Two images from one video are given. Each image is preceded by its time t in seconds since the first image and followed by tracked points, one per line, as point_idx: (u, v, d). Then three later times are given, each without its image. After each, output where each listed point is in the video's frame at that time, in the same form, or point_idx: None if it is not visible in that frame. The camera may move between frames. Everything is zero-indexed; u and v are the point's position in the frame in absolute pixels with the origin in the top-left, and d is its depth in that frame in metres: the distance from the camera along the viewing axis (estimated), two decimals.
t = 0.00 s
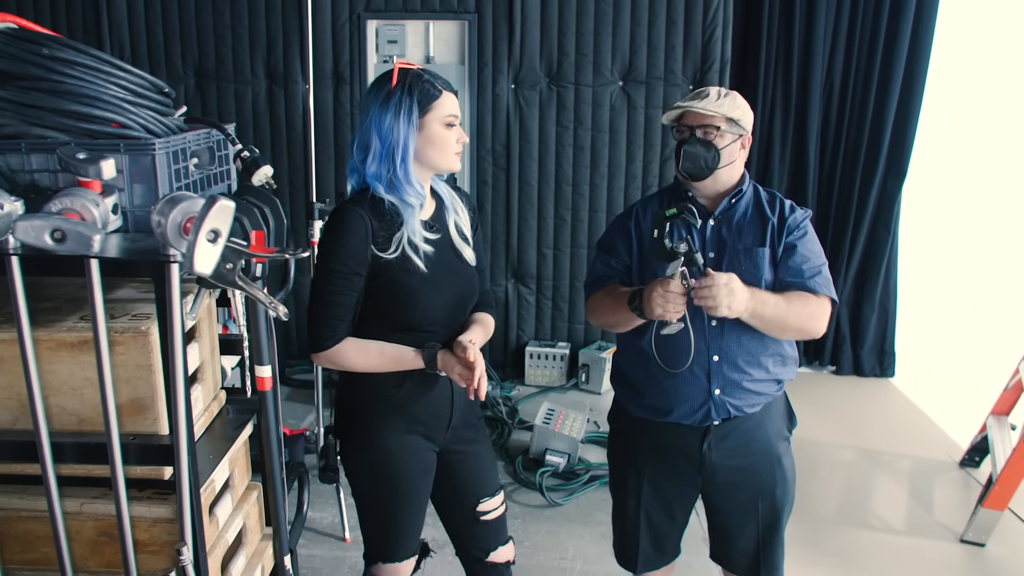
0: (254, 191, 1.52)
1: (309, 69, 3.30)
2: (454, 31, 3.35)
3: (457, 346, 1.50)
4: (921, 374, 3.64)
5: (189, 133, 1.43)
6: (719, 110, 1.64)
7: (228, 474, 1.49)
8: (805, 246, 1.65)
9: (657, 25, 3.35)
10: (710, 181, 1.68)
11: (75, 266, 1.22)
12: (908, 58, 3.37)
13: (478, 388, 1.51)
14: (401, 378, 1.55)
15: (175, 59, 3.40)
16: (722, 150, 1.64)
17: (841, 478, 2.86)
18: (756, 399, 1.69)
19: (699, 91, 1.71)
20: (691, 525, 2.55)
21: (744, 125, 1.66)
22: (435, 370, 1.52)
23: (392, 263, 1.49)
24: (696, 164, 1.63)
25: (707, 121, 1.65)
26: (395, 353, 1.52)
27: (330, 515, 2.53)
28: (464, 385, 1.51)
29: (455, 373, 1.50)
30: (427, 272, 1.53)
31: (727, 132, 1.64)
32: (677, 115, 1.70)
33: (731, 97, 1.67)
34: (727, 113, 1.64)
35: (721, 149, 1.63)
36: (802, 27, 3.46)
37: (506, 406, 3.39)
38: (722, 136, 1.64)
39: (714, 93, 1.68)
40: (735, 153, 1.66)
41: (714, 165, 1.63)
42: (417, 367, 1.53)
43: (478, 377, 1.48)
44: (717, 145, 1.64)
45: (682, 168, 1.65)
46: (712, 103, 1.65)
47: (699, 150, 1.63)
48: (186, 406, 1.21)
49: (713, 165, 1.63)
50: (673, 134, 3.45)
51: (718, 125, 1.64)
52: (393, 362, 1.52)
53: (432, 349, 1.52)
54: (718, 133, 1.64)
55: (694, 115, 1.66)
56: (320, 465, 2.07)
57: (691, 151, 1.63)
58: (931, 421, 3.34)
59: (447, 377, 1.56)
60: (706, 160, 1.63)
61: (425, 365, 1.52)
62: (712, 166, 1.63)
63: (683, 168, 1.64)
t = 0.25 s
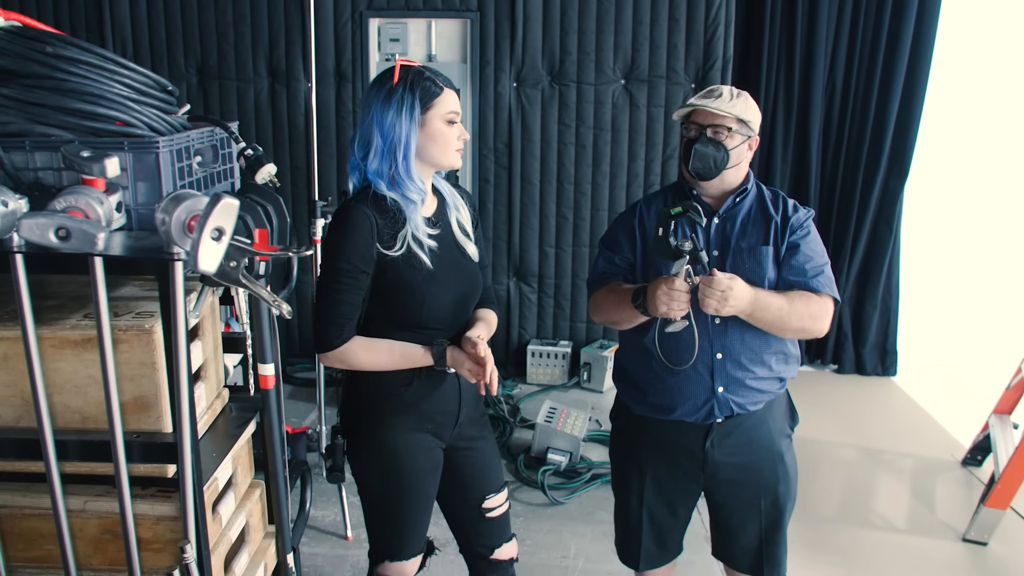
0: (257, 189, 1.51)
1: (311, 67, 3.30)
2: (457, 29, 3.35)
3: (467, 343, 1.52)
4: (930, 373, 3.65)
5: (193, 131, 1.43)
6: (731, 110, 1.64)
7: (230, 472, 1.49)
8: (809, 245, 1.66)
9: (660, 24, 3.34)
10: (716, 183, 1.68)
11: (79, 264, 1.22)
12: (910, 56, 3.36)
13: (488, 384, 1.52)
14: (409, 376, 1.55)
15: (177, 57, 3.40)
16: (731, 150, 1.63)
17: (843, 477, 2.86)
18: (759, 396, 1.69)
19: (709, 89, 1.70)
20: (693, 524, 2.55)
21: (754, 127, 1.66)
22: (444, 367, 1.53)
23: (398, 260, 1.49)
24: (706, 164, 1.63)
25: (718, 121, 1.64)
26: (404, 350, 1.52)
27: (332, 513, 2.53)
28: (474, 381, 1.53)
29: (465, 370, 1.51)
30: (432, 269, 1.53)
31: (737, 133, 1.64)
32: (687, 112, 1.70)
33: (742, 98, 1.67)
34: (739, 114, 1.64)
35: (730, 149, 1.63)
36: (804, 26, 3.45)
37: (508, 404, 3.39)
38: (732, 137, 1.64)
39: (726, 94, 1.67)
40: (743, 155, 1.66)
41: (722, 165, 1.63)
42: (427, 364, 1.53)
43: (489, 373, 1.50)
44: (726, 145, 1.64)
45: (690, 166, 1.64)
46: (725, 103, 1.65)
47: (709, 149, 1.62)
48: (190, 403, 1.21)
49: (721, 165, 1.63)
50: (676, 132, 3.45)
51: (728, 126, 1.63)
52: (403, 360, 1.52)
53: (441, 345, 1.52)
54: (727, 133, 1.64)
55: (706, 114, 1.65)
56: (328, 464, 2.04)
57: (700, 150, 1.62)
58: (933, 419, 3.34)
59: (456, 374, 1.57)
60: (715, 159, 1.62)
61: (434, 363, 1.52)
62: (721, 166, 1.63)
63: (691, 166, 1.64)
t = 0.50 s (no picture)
0: (259, 187, 1.54)
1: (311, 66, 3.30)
2: (457, 28, 3.35)
3: (475, 339, 1.53)
4: (929, 373, 3.64)
5: (194, 130, 1.43)
6: (747, 127, 1.62)
7: (231, 470, 1.49)
8: (810, 245, 1.65)
9: (661, 23, 3.34)
10: (722, 189, 1.68)
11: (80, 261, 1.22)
12: (911, 56, 3.36)
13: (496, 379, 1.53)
14: (416, 375, 1.56)
15: (178, 56, 3.40)
16: (740, 163, 1.64)
17: (843, 476, 2.86)
18: (759, 394, 1.69)
19: (725, 95, 1.66)
20: (693, 522, 2.55)
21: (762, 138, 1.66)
22: (452, 364, 1.53)
23: (401, 258, 1.49)
24: (716, 178, 1.63)
25: (732, 135, 1.63)
26: (412, 348, 1.52)
27: (333, 512, 2.54)
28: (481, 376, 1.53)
29: (473, 365, 1.52)
30: (435, 267, 1.54)
31: (748, 148, 1.64)
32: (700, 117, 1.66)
33: (758, 111, 1.64)
34: (753, 131, 1.63)
35: (739, 163, 1.64)
36: (805, 25, 3.45)
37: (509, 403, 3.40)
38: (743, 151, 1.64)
39: (743, 106, 1.63)
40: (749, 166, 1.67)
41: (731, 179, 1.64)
42: (434, 361, 1.54)
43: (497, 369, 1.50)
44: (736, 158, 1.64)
45: (701, 178, 1.64)
46: (742, 120, 1.62)
47: (721, 164, 1.62)
48: (190, 401, 1.21)
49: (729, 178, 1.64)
50: (676, 131, 3.45)
51: (741, 141, 1.63)
52: (410, 357, 1.52)
53: (448, 343, 1.52)
54: (740, 148, 1.63)
55: (721, 127, 1.62)
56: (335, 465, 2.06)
57: (712, 163, 1.62)
58: (932, 417, 3.34)
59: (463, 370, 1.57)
60: (724, 173, 1.63)
61: (441, 359, 1.53)
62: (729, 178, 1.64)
63: (702, 178, 1.64)
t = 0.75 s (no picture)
0: (258, 187, 1.53)
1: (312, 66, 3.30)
2: (458, 28, 3.35)
3: (476, 341, 1.53)
4: (929, 373, 3.65)
5: (194, 130, 1.44)
6: (738, 124, 1.63)
7: (231, 469, 1.49)
8: (812, 247, 1.66)
9: (661, 23, 3.35)
10: (720, 190, 1.69)
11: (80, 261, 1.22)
12: (911, 56, 3.36)
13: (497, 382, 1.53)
14: (416, 374, 1.56)
15: (179, 56, 3.41)
16: (735, 162, 1.64)
17: (843, 476, 2.86)
18: (759, 395, 1.69)
19: (717, 95, 1.68)
20: (693, 522, 2.56)
21: (758, 136, 1.66)
22: (453, 365, 1.54)
23: (403, 258, 1.50)
24: (710, 177, 1.63)
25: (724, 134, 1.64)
26: (413, 347, 1.52)
27: (333, 511, 2.54)
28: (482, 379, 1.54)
29: (474, 367, 1.52)
30: (437, 267, 1.54)
31: (742, 146, 1.64)
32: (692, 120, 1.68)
33: (750, 108, 1.65)
34: (746, 128, 1.63)
35: (735, 161, 1.64)
36: (805, 24, 3.45)
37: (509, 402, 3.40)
38: (738, 149, 1.64)
39: (735, 104, 1.65)
40: (747, 164, 1.67)
41: (726, 178, 1.63)
42: (435, 362, 1.54)
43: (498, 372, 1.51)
44: (731, 156, 1.65)
45: (695, 178, 1.65)
46: (733, 118, 1.63)
47: (715, 162, 1.62)
48: (190, 401, 1.22)
49: (725, 177, 1.64)
50: (676, 131, 3.45)
51: (734, 140, 1.63)
52: (410, 357, 1.52)
53: (449, 343, 1.53)
54: (734, 146, 1.64)
55: (712, 127, 1.64)
56: (334, 464, 2.06)
57: (706, 162, 1.62)
58: (932, 417, 3.34)
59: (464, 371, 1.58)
60: (720, 171, 1.63)
61: (443, 360, 1.53)
62: (726, 177, 1.63)
63: (696, 178, 1.65)
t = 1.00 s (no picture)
0: (256, 186, 1.53)
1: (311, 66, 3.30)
2: (458, 28, 3.35)
3: (469, 343, 1.52)
4: (929, 372, 3.66)
5: (192, 130, 1.44)
6: (735, 121, 1.64)
7: (229, 469, 1.50)
8: (811, 246, 1.66)
9: (661, 23, 3.34)
10: (718, 188, 1.69)
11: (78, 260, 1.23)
12: (911, 55, 3.36)
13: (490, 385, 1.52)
14: (411, 375, 1.56)
15: (179, 56, 3.41)
16: (733, 160, 1.64)
17: (843, 476, 2.86)
18: (758, 395, 1.69)
19: (714, 94, 1.69)
20: (692, 522, 2.56)
21: (756, 134, 1.66)
22: (446, 366, 1.53)
23: (400, 259, 1.50)
24: (708, 174, 1.63)
25: (722, 131, 1.64)
26: (407, 348, 1.52)
27: (332, 511, 2.54)
28: (476, 381, 1.53)
29: (467, 369, 1.52)
30: (434, 268, 1.54)
31: (740, 143, 1.64)
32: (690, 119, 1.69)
33: (748, 107, 1.66)
34: (743, 125, 1.63)
35: (732, 158, 1.64)
36: (805, 24, 3.45)
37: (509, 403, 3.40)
38: (735, 146, 1.64)
39: (732, 102, 1.66)
40: (745, 163, 1.67)
41: (724, 174, 1.63)
42: (428, 364, 1.54)
43: (490, 374, 1.50)
44: (729, 154, 1.64)
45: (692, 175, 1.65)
46: (729, 114, 1.64)
47: (712, 159, 1.62)
48: (188, 400, 1.22)
49: (722, 174, 1.63)
50: (676, 131, 3.45)
51: (732, 136, 1.64)
52: (404, 358, 1.52)
53: (443, 345, 1.53)
54: (731, 143, 1.64)
55: (709, 124, 1.65)
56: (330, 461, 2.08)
57: (703, 160, 1.62)
58: (932, 417, 3.34)
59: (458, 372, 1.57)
60: (717, 169, 1.62)
61: (436, 361, 1.53)
62: (723, 174, 1.63)
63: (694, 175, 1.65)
